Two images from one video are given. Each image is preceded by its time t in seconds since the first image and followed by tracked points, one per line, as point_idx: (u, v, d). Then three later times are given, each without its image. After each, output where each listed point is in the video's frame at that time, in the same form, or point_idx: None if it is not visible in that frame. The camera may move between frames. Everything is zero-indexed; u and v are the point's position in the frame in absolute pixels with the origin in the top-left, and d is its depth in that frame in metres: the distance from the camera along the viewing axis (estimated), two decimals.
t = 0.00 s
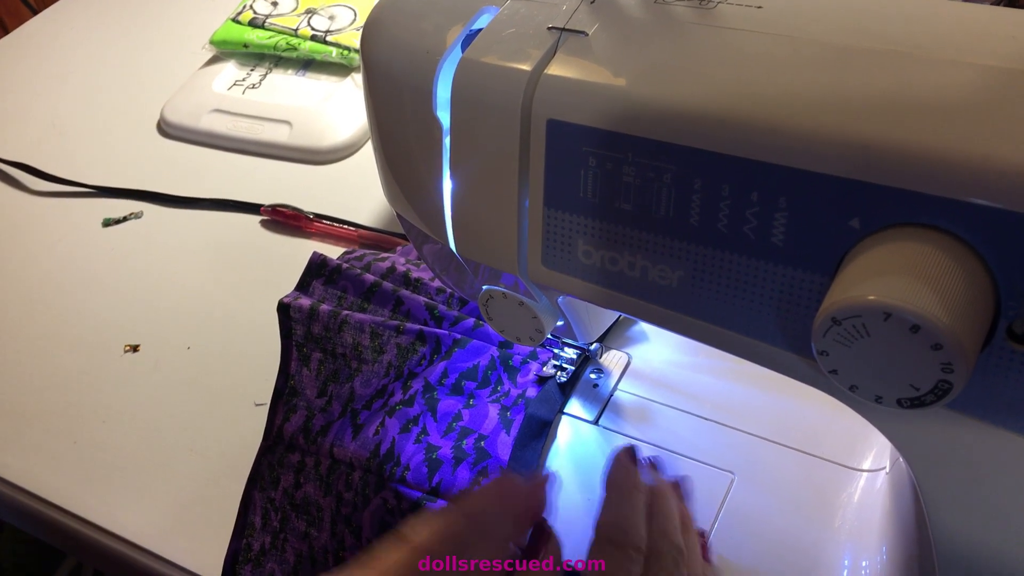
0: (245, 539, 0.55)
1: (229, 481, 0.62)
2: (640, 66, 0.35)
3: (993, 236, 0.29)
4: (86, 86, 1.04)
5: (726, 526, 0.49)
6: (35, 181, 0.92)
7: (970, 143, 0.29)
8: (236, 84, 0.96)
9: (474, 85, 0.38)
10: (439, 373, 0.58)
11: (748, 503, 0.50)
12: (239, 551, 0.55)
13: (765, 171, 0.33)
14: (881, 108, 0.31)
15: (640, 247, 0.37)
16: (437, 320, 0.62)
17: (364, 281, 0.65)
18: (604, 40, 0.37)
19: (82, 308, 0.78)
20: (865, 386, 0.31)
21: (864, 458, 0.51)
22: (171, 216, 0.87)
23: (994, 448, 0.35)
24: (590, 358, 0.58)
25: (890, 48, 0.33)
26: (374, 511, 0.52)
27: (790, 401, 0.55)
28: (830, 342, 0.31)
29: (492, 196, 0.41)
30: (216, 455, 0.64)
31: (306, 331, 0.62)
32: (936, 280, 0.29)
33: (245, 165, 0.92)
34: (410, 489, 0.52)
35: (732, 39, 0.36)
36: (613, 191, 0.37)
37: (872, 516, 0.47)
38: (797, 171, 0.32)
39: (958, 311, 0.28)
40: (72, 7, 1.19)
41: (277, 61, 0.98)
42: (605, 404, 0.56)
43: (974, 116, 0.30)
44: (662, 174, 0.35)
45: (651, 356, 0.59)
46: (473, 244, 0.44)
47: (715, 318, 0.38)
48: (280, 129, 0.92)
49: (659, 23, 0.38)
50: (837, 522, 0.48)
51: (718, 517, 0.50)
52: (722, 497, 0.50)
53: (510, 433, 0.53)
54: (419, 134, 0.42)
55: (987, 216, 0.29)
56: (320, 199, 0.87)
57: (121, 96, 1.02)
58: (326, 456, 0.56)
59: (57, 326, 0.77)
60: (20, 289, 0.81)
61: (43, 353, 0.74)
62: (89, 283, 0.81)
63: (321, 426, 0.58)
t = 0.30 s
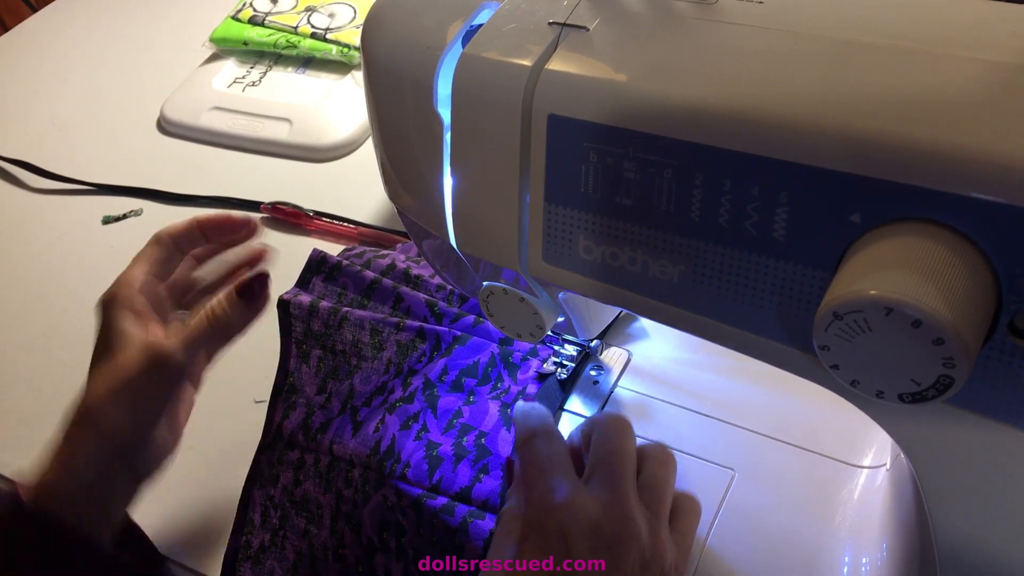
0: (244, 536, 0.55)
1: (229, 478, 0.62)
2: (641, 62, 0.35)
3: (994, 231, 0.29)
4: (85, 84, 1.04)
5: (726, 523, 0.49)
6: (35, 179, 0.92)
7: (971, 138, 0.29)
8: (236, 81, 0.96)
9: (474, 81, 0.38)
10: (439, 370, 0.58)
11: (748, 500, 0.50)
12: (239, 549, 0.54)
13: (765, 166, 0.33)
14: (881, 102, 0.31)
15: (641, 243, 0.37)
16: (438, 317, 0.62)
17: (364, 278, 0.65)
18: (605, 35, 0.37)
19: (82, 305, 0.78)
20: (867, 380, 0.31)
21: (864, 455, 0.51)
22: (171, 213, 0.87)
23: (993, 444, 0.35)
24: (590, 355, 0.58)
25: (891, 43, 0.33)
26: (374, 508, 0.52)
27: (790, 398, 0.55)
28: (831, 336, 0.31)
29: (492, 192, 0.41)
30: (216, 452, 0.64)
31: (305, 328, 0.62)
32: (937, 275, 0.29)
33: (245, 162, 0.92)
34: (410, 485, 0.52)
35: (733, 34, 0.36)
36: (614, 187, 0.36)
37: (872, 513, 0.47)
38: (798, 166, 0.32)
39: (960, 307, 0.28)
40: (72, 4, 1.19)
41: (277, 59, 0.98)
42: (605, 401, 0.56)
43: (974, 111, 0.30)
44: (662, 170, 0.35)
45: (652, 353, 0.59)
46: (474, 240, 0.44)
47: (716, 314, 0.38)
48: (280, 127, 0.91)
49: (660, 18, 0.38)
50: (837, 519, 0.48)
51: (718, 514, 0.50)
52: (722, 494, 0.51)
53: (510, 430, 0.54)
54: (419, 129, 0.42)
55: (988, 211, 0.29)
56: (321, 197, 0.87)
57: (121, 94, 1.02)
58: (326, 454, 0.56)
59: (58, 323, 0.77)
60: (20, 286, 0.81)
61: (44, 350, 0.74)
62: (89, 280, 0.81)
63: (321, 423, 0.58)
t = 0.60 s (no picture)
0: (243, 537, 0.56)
1: (227, 479, 0.62)
2: (638, 62, 0.35)
3: (992, 232, 0.29)
4: (83, 83, 1.04)
5: (724, 523, 0.49)
6: (32, 178, 0.92)
7: (970, 139, 0.29)
8: (234, 81, 0.96)
9: (472, 81, 0.38)
10: (436, 370, 0.58)
11: (746, 500, 0.50)
12: (236, 550, 0.56)
13: (763, 167, 0.32)
14: (878, 103, 0.31)
15: (639, 243, 0.37)
16: (436, 317, 0.61)
17: (361, 278, 0.64)
18: (603, 35, 0.37)
19: (80, 306, 0.78)
20: (864, 381, 0.31)
21: (862, 455, 0.51)
22: (169, 213, 0.87)
23: (990, 444, 0.35)
24: (588, 355, 0.58)
25: (889, 43, 0.33)
26: (371, 509, 0.52)
27: (788, 398, 0.55)
28: (828, 337, 0.31)
29: (490, 193, 0.41)
30: (213, 453, 0.64)
31: (303, 329, 0.61)
32: (936, 275, 0.29)
33: (243, 162, 0.92)
34: (407, 486, 0.52)
35: (732, 34, 0.36)
36: (612, 186, 0.36)
37: (870, 513, 0.47)
38: (796, 166, 0.32)
39: (957, 307, 0.28)
40: (70, 4, 1.18)
41: (275, 59, 0.98)
42: (603, 401, 0.56)
43: (971, 111, 0.30)
44: (660, 170, 0.35)
45: (650, 354, 0.59)
46: (471, 241, 0.44)
47: (714, 314, 0.37)
48: (278, 127, 0.91)
49: (658, 18, 0.38)
50: (835, 520, 0.48)
51: (717, 514, 0.49)
52: (720, 494, 0.50)
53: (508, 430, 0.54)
54: (417, 130, 0.42)
55: (985, 212, 0.29)
56: (319, 196, 0.87)
57: (119, 93, 1.02)
58: (324, 454, 0.56)
59: (56, 324, 0.77)
60: (18, 286, 0.80)
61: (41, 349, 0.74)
62: (88, 280, 0.81)
63: (318, 423, 0.57)
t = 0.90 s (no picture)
0: (243, 541, 0.56)
1: (226, 478, 0.62)
2: (633, 62, 0.35)
3: (988, 231, 0.29)
4: (81, 83, 1.03)
5: (720, 523, 0.49)
6: (30, 178, 0.92)
7: (964, 138, 0.29)
8: (232, 80, 0.96)
9: (467, 81, 0.38)
10: (433, 370, 0.58)
11: (742, 500, 0.50)
12: (237, 554, 0.56)
13: (758, 167, 0.32)
14: (871, 103, 0.31)
15: (635, 243, 0.37)
16: (433, 315, 0.62)
17: (355, 275, 0.63)
18: (598, 35, 0.37)
19: (78, 305, 0.78)
20: (858, 380, 0.31)
21: (859, 455, 0.51)
22: (167, 212, 0.87)
23: (985, 443, 0.35)
24: (584, 354, 0.57)
25: (884, 43, 0.33)
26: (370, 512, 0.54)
27: (785, 398, 0.55)
28: (823, 337, 0.31)
29: (485, 192, 0.41)
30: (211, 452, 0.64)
31: (304, 333, 0.62)
32: (930, 275, 0.29)
33: (240, 161, 0.92)
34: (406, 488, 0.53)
35: (727, 34, 0.36)
36: (607, 185, 0.36)
37: (866, 511, 0.47)
38: (790, 165, 0.32)
39: (951, 307, 0.28)
40: (67, 3, 1.18)
41: (273, 58, 0.98)
42: (600, 401, 0.56)
43: (965, 111, 0.30)
44: (655, 170, 0.35)
45: (647, 353, 0.59)
46: (467, 241, 0.44)
47: (709, 314, 0.38)
48: (276, 126, 0.91)
49: (653, 18, 0.38)
50: (832, 519, 0.48)
51: (713, 513, 0.49)
52: (716, 493, 0.50)
53: (505, 429, 0.55)
54: (412, 129, 0.42)
55: (979, 211, 0.29)
56: (317, 196, 0.87)
57: (116, 93, 1.02)
58: (324, 457, 0.58)
59: (54, 323, 0.77)
60: (16, 286, 0.81)
61: (40, 350, 0.74)
62: (85, 279, 0.81)
63: (318, 426, 0.59)
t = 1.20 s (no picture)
0: (238, 543, 0.57)
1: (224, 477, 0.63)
2: (628, 61, 0.35)
3: (983, 230, 0.29)
4: (79, 83, 1.04)
5: (717, 522, 0.49)
6: (29, 178, 0.92)
7: (958, 137, 0.29)
8: (231, 80, 0.96)
9: (462, 80, 0.38)
10: (432, 372, 0.59)
11: (739, 499, 0.50)
12: (232, 556, 0.57)
13: (753, 167, 0.32)
14: (865, 102, 0.31)
15: (631, 243, 0.37)
16: (432, 317, 0.62)
17: (361, 281, 0.64)
18: (593, 35, 0.37)
19: (76, 304, 0.78)
20: (852, 380, 0.31)
21: (855, 454, 0.51)
22: (165, 212, 0.87)
23: (978, 443, 0.36)
24: (582, 354, 0.58)
25: (878, 42, 0.33)
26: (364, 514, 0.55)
27: (781, 398, 0.55)
28: (817, 337, 0.31)
29: (481, 192, 0.41)
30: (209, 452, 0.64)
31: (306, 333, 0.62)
32: (925, 276, 0.29)
33: (239, 161, 0.92)
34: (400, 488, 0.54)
35: (722, 33, 0.36)
36: (602, 185, 0.36)
37: (863, 510, 0.47)
38: (784, 165, 0.32)
39: (945, 308, 0.28)
40: (66, 3, 1.18)
41: (272, 58, 0.98)
42: (597, 400, 0.56)
43: (959, 110, 0.30)
44: (650, 169, 0.35)
45: (644, 353, 0.59)
46: (463, 241, 0.44)
47: (704, 314, 0.38)
48: (275, 126, 0.91)
49: (648, 17, 0.38)
50: (828, 519, 0.48)
51: (710, 513, 0.49)
52: (712, 493, 0.50)
53: (502, 428, 0.54)
54: (408, 129, 0.42)
55: (972, 210, 0.29)
56: (315, 195, 0.87)
57: (115, 92, 1.02)
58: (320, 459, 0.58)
59: (52, 322, 0.77)
60: (14, 286, 0.81)
61: (39, 349, 0.75)
62: (83, 279, 0.81)
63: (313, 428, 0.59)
